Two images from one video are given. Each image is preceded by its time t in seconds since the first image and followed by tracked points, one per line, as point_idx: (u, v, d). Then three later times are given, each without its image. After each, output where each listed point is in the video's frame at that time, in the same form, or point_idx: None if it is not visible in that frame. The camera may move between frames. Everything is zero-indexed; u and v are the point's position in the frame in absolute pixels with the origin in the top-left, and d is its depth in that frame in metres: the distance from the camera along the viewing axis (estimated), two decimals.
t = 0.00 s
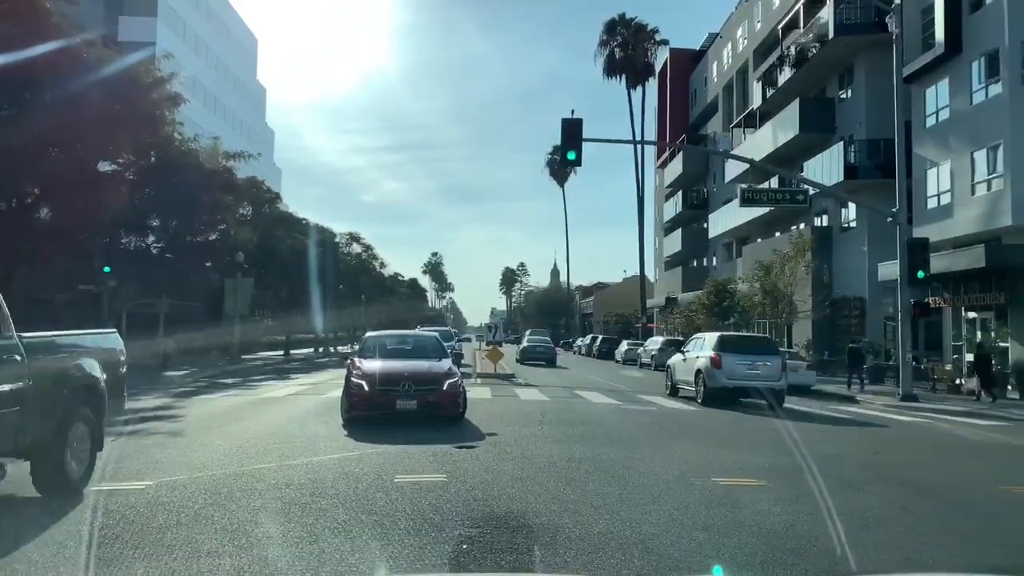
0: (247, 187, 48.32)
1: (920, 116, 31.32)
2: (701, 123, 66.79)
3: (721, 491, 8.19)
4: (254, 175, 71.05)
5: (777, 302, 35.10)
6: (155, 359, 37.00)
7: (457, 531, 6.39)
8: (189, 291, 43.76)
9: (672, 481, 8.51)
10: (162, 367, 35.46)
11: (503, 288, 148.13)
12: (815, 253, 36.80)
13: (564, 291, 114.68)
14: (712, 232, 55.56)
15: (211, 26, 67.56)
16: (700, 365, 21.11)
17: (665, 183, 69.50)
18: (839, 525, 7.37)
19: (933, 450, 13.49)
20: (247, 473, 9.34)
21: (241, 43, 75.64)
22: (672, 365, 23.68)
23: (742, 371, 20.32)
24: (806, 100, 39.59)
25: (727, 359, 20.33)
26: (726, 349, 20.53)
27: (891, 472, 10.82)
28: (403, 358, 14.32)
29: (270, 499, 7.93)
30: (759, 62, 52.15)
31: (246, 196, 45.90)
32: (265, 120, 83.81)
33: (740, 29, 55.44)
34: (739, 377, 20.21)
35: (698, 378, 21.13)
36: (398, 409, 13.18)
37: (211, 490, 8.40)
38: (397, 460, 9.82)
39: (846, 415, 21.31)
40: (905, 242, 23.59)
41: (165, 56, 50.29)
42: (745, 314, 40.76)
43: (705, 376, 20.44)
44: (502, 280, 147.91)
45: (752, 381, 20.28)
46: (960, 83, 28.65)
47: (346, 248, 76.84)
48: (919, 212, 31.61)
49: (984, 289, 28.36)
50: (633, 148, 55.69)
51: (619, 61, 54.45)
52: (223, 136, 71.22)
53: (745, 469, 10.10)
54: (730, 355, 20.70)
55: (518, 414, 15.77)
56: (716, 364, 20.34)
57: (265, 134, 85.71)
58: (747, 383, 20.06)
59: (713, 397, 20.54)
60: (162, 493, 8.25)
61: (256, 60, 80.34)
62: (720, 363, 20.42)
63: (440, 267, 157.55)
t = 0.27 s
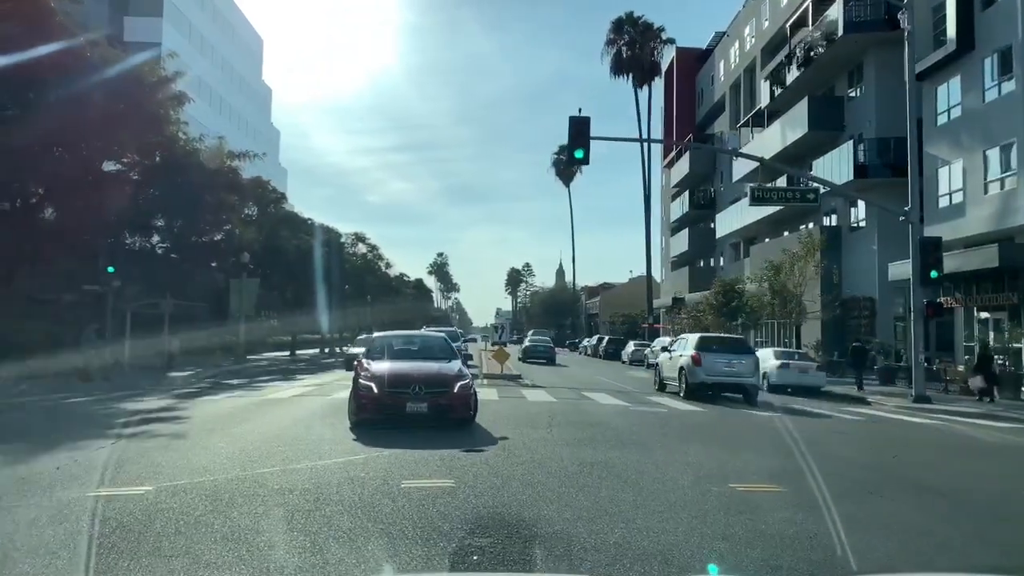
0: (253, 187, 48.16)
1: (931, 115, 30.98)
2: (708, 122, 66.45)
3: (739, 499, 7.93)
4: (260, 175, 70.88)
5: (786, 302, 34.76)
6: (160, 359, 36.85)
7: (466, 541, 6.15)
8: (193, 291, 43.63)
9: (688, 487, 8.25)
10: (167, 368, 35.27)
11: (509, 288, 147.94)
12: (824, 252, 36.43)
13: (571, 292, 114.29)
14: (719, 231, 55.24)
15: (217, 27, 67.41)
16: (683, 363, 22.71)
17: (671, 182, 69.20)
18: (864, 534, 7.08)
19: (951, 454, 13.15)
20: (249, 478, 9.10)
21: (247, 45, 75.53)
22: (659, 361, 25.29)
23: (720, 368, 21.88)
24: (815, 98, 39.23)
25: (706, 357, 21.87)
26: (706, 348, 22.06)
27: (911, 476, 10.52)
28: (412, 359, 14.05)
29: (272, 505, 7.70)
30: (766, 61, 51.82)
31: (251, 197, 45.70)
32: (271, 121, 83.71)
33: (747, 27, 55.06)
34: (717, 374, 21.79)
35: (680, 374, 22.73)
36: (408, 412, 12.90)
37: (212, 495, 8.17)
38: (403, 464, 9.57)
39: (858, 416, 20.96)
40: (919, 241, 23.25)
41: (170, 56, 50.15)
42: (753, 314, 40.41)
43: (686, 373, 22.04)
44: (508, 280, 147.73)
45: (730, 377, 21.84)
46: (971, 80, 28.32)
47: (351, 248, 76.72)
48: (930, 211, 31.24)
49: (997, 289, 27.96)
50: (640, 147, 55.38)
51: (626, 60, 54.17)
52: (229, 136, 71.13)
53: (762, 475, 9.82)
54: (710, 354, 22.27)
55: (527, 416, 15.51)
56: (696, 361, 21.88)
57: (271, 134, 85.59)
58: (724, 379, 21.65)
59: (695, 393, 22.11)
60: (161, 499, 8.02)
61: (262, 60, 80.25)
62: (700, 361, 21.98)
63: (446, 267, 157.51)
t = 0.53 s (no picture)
0: (258, 188, 48.00)
1: (942, 113, 30.66)
2: (714, 122, 66.16)
3: (758, 507, 7.69)
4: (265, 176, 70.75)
5: (795, 302, 34.42)
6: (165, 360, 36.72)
7: (477, 553, 5.93)
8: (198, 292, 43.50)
9: (704, 494, 8.02)
10: (171, 369, 35.10)
11: (514, 289, 147.73)
12: (833, 252, 36.08)
13: (576, 292, 113.97)
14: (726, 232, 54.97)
15: (223, 28, 67.32)
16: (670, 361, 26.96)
17: (677, 182, 68.91)
18: (888, 545, 6.83)
19: (968, 457, 12.90)
20: (253, 483, 8.90)
21: (253, 46, 75.47)
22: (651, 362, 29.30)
23: (702, 365, 26.05)
24: (823, 97, 38.92)
25: (690, 356, 26.11)
26: (688, 348, 26.31)
27: (929, 481, 10.26)
28: (421, 361, 13.78)
29: (276, 513, 7.48)
30: (773, 60, 51.50)
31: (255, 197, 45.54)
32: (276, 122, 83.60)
33: (754, 26, 54.74)
34: (699, 370, 25.98)
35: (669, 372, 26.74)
36: (420, 416, 12.62)
37: (214, 501, 7.98)
38: (410, 469, 9.34)
39: (871, 418, 20.64)
40: (931, 241, 22.96)
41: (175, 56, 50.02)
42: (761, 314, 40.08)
43: (672, 370, 26.10)
44: (513, 280, 147.52)
45: (710, 373, 25.96)
46: (983, 79, 28.01)
47: (357, 249, 76.57)
48: (941, 211, 30.94)
49: (1010, 289, 27.65)
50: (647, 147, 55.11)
51: (632, 59, 53.89)
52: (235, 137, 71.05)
53: (779, 481, 9.56)
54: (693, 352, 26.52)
55: (534, 418, 15.28)
56: (681, 360, 26.03)
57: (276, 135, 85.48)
58: (706, 374, 25.78)
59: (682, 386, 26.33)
60: (162, 505, 7.82)
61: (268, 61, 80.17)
62: (684, 359, 26.23)
63: (451, 268, 157.33)
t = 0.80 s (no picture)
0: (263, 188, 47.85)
1: (952, 112, 30.36)
2: (721, 122, 65.84)
3: (776, 513, 7.45)
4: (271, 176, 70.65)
5: (804, 302, 34.12)
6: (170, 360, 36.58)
7: (488, 563, 5.72)
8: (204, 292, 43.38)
9: (721, 500, 7.79)
10: (176, 369, 34.97)
11: (519, 290, 147.54)
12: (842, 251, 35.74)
13: (582, 292, 113.62)
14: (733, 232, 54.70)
15: (229, 29, 67.23)
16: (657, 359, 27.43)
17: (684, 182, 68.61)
18: (912, 551, 6.61)
19: (986, 460, 12.64)
20: (256, 488, 8.70)
21: (258, 47, 75.38)
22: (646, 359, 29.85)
23: (688, 363, 26.40)
24: (832, 96, 38.60)
25: (676, 355, 26.47)
26: (676, 347, 26.74)
27: (947, 485, 10.04)
28: (431, 363, 13.48)
29: (280, 520, 7.28)
30: (781, 59, 51.18)
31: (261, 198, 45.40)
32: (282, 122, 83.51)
33: (761, 26, 54.43)
34: (685, 369, 26.32)
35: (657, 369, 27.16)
36: (433, 419, 12.31)
37: (215, 508, 7.75)
38: (415, 474, 9.12)
39: (881, 419, 20.36)
40: (943, 240, 22.66)
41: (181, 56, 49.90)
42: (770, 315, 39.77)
43: (660, 367, 26.55)
44: (519, 281, 147.33)
45: (696, 371, 26.29)
46: (995, 77, 27.69)
47: (362, 249, 76.43)
48: (952, 210, 30.62)
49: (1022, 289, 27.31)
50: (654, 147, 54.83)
51: (639, 58, 53.64)
52: (241, 138, 70.96)
53: (794, 486, 9.32)
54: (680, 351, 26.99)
55: (543, 420, 15.04)
56: (667, 358, 26.46)
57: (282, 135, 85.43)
58: (690, 373, 26.14)
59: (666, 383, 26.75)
60: (161, 512, 7.59)
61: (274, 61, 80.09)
62: (672, 358, 26.60)
63: (457, 269, 157.16)
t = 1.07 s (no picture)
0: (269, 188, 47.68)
1: (965, 111, 30.06)
2: (729, 121, 65.50)
3: (799, 522, 7.20)
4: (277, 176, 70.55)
5: (814, 303, 33.85)
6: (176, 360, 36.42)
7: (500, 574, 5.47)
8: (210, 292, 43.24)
9: (741, 507, 7.56)
10: (183, 369, 34.81)
11: (526, 290, 147.30)
12: (852, 251, 35.42)
13: (588, 293, 113.34)
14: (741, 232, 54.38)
15: (235, 29, 67.11)
16: (652, 358, 30.48)
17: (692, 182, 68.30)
18: (941, 561, 6.37)
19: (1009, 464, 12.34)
20: (262, 492, 8.48)
21: (265, 47, 75.33)
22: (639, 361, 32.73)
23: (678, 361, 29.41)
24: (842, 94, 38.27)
25: (667, 353, 29.52)
26: (667, 347, 29.75)
27: (971, 490, 9.78)
28: (442, 365, 13.15)
29: (286, 527, 7.05)
30: (789, 57, 50.84)
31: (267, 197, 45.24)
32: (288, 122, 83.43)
33: (770, 24, 54.10)
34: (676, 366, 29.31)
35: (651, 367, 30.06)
36: (448, 421, 11.96)
37: (219, 513, 7.54)
38: (424, 479, 8.91)
39: (894, 420, 20.10)
40: (958, 239, 22.34)
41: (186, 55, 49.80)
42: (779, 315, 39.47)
43: (653, 365, 29.49)
44: (525, 281, 147.10)
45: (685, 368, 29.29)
46: (1009, 74, 27.35)
47: (369, 249, 76.27)
48: (964, 210, 30.29)
49: None
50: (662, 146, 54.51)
51: (646, 57, 53.34)
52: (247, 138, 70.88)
53: (813, 492, 9.09)
54: (672, 351, 29.99)
55: (553, 422, 14.78)
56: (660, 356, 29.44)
57: (288, 135, 85.35)
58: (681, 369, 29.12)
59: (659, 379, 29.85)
60: (163, 517, 7.38)
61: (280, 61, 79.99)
62: (664, 356, 29.62)
63: (463, 269, 156.99)
